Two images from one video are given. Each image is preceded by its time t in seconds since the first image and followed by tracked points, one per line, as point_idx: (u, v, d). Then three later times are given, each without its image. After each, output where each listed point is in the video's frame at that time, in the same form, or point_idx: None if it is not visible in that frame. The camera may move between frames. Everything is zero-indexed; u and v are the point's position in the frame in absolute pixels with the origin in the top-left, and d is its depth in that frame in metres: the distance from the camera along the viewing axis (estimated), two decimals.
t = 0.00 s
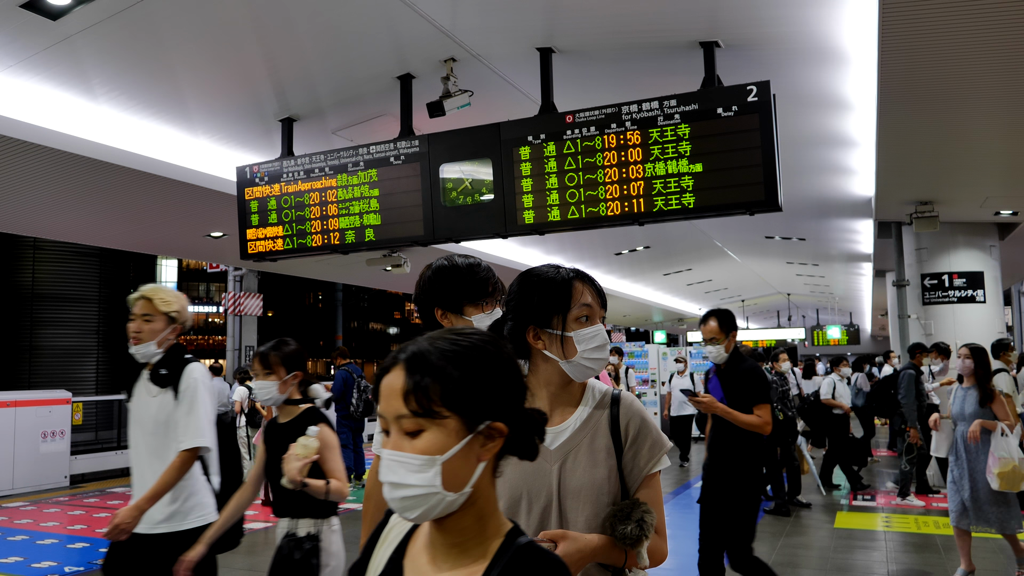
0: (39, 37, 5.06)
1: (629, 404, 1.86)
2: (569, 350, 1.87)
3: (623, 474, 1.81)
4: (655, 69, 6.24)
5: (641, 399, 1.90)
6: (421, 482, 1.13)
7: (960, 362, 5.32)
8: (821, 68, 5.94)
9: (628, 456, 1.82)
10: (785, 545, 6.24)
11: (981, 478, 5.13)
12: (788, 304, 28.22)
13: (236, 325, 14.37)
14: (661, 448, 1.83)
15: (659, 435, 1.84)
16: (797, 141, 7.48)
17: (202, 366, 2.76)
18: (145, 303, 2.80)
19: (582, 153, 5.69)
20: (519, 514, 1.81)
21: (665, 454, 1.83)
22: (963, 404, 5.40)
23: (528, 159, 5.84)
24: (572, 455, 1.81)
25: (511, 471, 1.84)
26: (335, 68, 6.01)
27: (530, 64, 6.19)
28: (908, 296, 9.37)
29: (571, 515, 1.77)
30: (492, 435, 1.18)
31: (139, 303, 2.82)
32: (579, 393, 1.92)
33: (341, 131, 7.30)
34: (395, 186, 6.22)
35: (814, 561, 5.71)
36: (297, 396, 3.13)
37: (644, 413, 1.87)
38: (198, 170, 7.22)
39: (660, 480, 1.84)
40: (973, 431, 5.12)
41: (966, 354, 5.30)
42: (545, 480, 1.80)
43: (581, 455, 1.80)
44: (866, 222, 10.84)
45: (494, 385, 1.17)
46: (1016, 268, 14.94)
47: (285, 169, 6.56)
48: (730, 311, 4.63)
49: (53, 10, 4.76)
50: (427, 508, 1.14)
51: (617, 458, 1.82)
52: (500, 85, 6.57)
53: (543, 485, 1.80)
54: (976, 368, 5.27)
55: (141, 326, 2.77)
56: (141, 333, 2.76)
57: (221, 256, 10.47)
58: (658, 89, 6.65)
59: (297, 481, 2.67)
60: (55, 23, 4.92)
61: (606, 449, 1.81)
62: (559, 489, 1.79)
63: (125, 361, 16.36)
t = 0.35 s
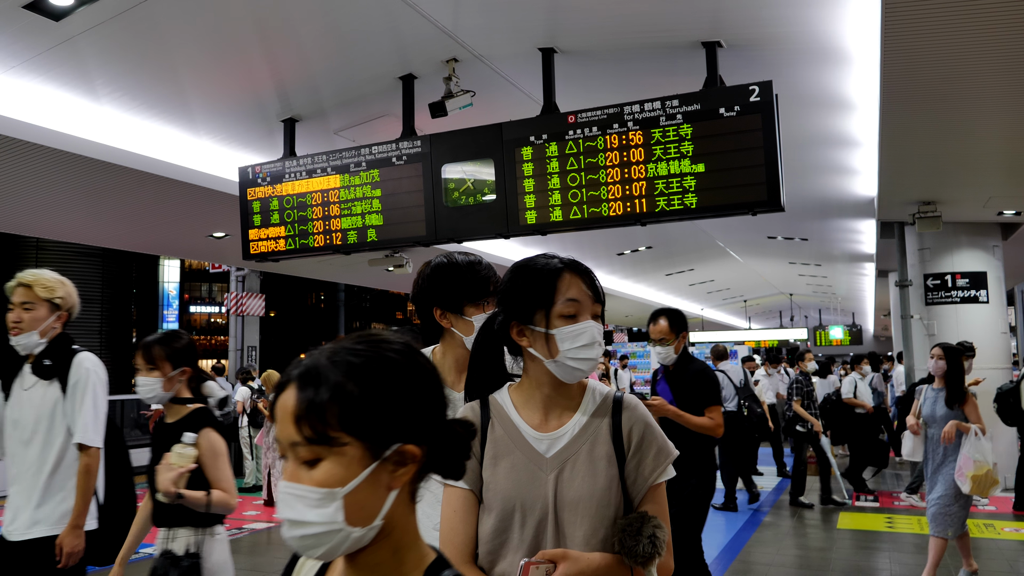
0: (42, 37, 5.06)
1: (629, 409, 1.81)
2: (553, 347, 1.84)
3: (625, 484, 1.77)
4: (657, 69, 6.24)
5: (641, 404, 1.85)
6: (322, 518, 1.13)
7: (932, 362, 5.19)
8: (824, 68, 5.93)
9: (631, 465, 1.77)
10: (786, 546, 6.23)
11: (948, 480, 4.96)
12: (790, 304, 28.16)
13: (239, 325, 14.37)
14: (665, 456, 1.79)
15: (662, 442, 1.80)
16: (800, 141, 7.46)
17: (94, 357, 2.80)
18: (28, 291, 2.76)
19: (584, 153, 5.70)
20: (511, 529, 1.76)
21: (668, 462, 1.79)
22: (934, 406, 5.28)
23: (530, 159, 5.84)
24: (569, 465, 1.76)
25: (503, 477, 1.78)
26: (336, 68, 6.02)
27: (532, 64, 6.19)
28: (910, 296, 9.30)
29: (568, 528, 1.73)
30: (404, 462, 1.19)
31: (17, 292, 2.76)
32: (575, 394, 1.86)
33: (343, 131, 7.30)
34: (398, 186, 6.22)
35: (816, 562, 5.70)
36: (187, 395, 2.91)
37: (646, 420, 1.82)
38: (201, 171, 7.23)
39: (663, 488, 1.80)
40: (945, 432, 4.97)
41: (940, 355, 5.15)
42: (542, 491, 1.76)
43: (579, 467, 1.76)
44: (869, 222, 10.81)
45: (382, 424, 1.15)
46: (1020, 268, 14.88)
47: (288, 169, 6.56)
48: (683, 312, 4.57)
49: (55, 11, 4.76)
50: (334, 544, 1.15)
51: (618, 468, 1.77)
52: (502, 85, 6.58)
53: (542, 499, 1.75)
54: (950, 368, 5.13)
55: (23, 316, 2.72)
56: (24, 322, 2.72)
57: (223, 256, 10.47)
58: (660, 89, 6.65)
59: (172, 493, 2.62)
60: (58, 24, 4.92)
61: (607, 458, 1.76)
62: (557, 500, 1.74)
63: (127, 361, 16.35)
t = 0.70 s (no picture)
0: (44, 37, 5.06)
1: (598, 427, 1.57)
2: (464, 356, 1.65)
3: (592, 513, 1.52)
4: (660, 69, 6.23)
5: (614, 422, 1.60)
6: (134, 553, 0.91)
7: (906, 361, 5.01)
8: (827, 68, 5.92)
9: (599, 493, 1.52)
10: (789, 547, 6.21)
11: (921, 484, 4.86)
12: (793, 304, 28.16)
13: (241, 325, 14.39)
14: (638, 479, 1.53)
15: (635, 464, 1.54)
16: (803, 141, 7.45)
17: None
18: None
19: (587, 154, 5.70)
20: (459, 560, 1.52)
21: (645, 489, 1.54)
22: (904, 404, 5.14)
23: (532, 159, 5.84)
24: (527, 491, 1.52)
25: (453, 502, 1.55)
26: (338, 68, 6.02)
27: (534, 64, 6.19)
28: (913, 296, 9.26)
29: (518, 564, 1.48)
30: (248, 482, 0.93)
31: None
32: (532, 410, 1.61)
33: (345, 131, 7.29)
34: (400, 187, 6.22)
35: (819, 563, 5.68)
36: (41, 404, 2.93)
37: (618, 439, 1.56)
38: (203, 171, 7.22)
39: (639, 519, 1.54)
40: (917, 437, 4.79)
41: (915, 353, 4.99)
42: (494, 519, 1.51)
43: (538, 493, 1.51)
44: (871, 222, 10.80)
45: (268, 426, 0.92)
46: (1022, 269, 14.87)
47: (290, 169, 6.56)
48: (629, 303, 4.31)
49: (58, 11, 4.76)
50: None
51: (584, 495, 1.52)
52: (504, 86, 6.58)
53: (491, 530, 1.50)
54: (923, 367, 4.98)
55: None
56: None
57: (226, 256, 10.48)
58: (662, 89, 6.65)
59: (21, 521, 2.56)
60: (60, 24, 4.92)
61: (571, 484, 1.51)
62: (510, 533, 1.49)
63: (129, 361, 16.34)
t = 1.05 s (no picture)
0: (44, 37, 5.06)
1: (506, 433, 1.22)
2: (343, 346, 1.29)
3: (496, 544, 1.18)
4: (660, 70, 6.23)
5: (529, 429, 1.24)
6: None
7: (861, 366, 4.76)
8: (827, 69, 5.93)
9: (503, 517, 1.18)
10: (789, 548, 6.20)
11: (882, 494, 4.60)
12: (793, 304, 28.19)
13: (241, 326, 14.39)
14: (550, 500, 1.19)
15: (548, 480, 1.20)
16: (803, 141, 7.45)
17: None
18: None
19: (587, 154, 5.71)
20: None
21: (560, 511, 1.20)
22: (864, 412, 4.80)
23: (532, 160, 5.85)
24: (418, 512, 1.18)
25: (333, 525, 1.22)
26: (338, 69, 6.01)
27: (535, 65, 6.19)
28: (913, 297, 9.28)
29: None
30: None
31: None
32: (429, 411, 1.26)
33: (346, 132, 7.28)
34: (400, 187, 6.22)
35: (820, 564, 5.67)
36: None
37: (529, 450, 1.21)
38: (204, 171, 7.21)
39: (557, 548, 1.20)
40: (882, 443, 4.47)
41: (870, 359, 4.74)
42: (376, 548, 1.18)
43: (429, 518, 1.17)
44: (872, 223, 10.81)
45: None
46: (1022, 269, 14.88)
47: (290, 169, 6.55)
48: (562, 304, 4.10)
49: (58, 11, 4.75)
50: None
51: (485, 519, 1.17)
52: (505, 87, 6.58)
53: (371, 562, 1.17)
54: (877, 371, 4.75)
55: None
56: None
57: (226, 257, 10.47)
58: (663, 90, 6.65)
59: None
60: (59, 24, 4.91)
61: (468, 506, 1.17)
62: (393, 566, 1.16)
63: (128, 362, 16.33)
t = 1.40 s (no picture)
0: (43, 38, 5.05)
1: (347, 457, 0.87)
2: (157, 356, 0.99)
3: None
4: (659, 71, 6.23)
5: (386, 452, 0.88)
6: None
7: (822, 361, 4.61)
8: (827, 70, 5.93)
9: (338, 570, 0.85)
10: (789, 549, 6.19)
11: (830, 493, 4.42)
12: (792, 305, 28.20)
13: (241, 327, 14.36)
14: (397, 553, 0.83)
15: (397, 523, 0.85)
16: (802, 142, 7.45)
17: None
18: None
19: (586, 155, 5.88)
20: None
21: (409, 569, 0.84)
22: (824, 409, 4.61)
23: (532, 160, 6.00)
24: (240, 560, 0.88)
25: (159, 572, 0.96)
26: (337, 70, 6.01)
27: (534, 66, 6.20)
28: (913, 298, 9.29)
29: None
30: None
31: None
32: (268, 432, 0.94)
33: (345, 133, 7.25)
34: (399, 188, 6.25)
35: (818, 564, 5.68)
36: None
37: (375, 482, 0.85)
38: (203, 173, 7.21)
39: None
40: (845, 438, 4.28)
41: (829, 354, 4.60)
42: None
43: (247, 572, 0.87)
44: (871, 224, 10.83)
45: None
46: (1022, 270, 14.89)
47: (289, 170, 6.54)
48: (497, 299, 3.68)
49: (57, 12, 4.75)
50: None
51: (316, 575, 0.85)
52: (504, 88, 6.58)
53: None
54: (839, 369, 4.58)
55: None
56: None
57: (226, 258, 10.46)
58: (662, 91, 6.65)
59: None
60: (58, 24, 4.91)
61: (291, 557, 0.85)
62: None
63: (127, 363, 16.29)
